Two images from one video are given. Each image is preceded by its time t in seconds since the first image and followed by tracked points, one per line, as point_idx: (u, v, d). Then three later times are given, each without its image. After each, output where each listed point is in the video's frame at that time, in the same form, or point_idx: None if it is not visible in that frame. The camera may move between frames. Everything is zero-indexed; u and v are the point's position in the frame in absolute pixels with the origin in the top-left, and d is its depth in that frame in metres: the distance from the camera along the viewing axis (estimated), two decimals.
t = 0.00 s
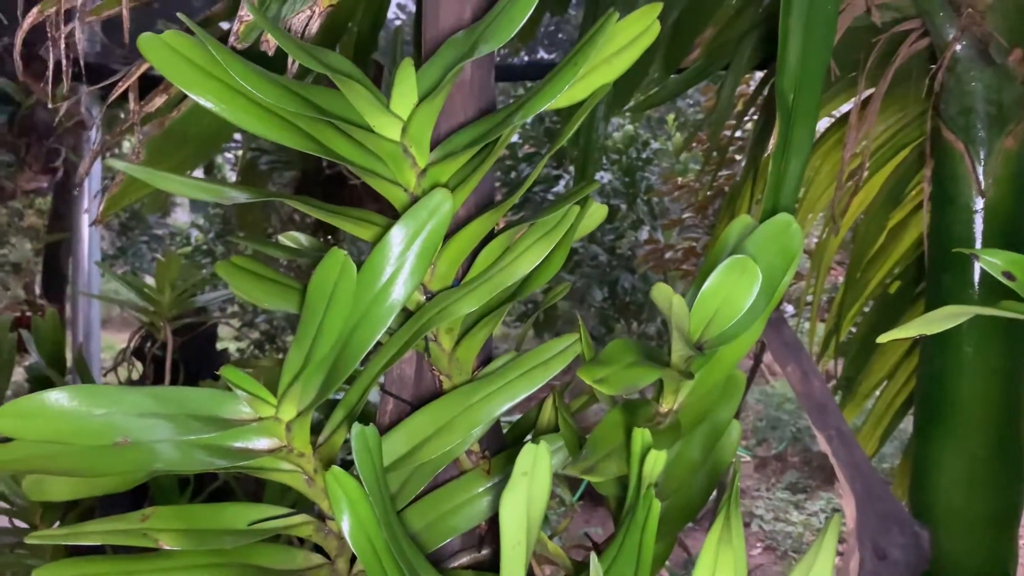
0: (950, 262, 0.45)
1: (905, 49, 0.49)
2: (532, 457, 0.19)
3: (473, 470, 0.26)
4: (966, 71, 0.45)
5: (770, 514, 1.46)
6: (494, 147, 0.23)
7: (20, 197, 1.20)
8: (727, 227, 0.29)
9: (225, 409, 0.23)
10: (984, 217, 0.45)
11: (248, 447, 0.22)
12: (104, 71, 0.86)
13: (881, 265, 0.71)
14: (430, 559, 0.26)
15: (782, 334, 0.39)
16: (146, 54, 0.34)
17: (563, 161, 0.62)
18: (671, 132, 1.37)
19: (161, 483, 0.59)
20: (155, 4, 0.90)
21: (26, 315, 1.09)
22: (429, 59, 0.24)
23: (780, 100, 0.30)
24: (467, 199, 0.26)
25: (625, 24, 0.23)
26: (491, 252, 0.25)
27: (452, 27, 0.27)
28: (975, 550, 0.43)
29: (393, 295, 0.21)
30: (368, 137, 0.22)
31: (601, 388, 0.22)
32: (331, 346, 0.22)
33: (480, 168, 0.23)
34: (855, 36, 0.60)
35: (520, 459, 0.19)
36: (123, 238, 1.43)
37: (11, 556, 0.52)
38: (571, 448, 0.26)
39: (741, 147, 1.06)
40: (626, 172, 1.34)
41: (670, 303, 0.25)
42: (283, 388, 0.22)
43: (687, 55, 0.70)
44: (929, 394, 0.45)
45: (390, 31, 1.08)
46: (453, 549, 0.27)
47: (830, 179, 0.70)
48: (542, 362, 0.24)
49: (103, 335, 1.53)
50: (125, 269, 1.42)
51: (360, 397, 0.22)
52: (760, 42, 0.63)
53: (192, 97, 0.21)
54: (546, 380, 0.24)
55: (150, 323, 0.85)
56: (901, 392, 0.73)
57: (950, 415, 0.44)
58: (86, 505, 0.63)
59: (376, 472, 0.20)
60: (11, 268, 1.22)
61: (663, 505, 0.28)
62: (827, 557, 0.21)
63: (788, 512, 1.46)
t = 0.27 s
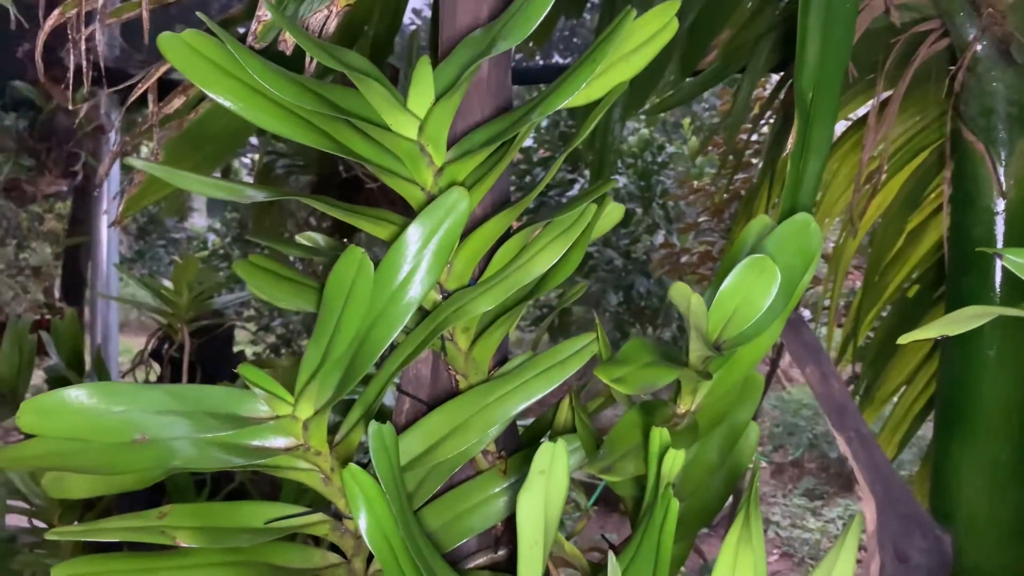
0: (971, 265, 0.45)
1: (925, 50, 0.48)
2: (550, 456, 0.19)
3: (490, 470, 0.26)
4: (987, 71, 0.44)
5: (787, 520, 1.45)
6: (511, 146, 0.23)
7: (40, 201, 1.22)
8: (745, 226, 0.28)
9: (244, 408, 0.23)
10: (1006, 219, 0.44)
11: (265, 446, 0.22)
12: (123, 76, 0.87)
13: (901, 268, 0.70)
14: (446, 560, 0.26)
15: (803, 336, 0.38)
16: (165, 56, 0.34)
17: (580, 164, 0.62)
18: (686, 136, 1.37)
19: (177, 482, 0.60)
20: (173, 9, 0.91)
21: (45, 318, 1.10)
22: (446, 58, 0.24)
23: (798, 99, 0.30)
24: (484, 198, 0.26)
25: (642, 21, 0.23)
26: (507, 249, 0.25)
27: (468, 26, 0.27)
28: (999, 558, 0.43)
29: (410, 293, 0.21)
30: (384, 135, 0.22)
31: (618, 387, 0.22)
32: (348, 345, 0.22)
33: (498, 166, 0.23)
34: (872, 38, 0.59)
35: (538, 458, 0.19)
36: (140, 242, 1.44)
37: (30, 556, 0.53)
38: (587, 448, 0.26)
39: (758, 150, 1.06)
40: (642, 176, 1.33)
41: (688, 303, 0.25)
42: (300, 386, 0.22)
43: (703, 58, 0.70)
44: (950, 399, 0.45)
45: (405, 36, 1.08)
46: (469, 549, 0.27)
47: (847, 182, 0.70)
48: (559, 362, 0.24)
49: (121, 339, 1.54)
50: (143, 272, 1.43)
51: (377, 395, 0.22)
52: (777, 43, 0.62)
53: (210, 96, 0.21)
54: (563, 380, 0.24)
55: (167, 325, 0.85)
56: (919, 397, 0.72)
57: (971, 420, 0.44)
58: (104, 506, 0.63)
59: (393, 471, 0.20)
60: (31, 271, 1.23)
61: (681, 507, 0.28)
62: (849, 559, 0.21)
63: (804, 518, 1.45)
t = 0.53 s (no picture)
0: (977, 264, 0.45)
1: (930, 50, 0.48)
2: (556, 453, 0.19)
3: (496, 468, 0.26)
4: (992, 71, 0.45)
5: (792, 522, 1.44)
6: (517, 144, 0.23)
7: (47, 204, 1.22)
8: (750, 225, 0.29)
9: (251, 405, 0.23)
10: (1011, 218, 0.44)
11: (272, 443, 0.22)
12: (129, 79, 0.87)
13: (906, 269, 0.70)
14: (452, 557, 0.26)
15: (808, 335, 0.36)
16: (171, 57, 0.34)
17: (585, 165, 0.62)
18: (691, 137, 1.37)
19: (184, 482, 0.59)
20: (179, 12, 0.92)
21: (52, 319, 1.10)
22: (452, 57, 0.24)
23: (803, 99, 0.30)
24: (490, 196, 0.26)
25: (648, 20, 0.23)
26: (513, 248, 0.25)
27: (474, 26, 0.27)
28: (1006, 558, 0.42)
29: (416, 291, 0.21)
30: (391, 134, 0.22)
31: (623, 384, 0.22)
32: (354, 343, 0.22)
33: (504, 165, 0.23)
34: (877, 38, 0.59)
35: (543, 455, 0.19)
36: (146, 244, 1.45)
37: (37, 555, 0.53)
38: (593, 446, 0.26)
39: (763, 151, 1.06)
40: (647, 177, 1.33)
41: (694, 301, 0.25)
42: (307, 384, 0.22)
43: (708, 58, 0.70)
44: (956, 399, 0.45)
45: (410, 38, 1.08)
46: (475, 547, 0.27)
47: (852, 183, 0.69)
48: (565, 360, 0.24)
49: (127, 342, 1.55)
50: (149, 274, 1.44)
51: (384, 393, 0.22)
52: (782, 43, 0.62)
53: (218, 96, 0.21)
54: (569, 378, 0.24)
55: (174, 325, 0.86)
56: (926, 398, 0.72)
57: (977, 420, 0.44)
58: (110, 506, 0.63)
59: (400, 468, 0.20)
60: (37, 274, 1.23)
61: (686, 505, 0.28)
62: (854, 557, 0.21)
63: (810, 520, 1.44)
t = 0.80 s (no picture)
0: (974, 266, 0.45)
1: (928, 53, 0.49)
2: (553, 448, 0.19)
3: (495, 465, 0.27)
4: (989, 74, 0.45)
5: (792, 524, 1.44)
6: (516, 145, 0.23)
7: (48, 205, 1.23)
8: (747, 225, 0.29)
9: (253, 403, 0.23)
10: (1008, 220, 0.45)
11: (273, 440, 0.23)
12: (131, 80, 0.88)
13: (904, 272, 0.70)
14: (452, 554, 0.26)
15: (805, 335, 0.35)
16: (172, 58, 0.35)
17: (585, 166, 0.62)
18: (691, 139, 1.37)
19: (186, 480, 0.59)
20: (181, 13, 0.92)
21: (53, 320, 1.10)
22: (451, 58, 0.24)
23: (800, 101, 0.30)
24: (489, 196, 0.26)
25: (646, 21, 0.23)
26: (512, 247, 0.25)
27: (473, 28, 0.27)
28: (1003, 558, 0.43)
29: (416, 289, 0.22)
30: (391, 135, 0.22)
31: (621, 382, 0.23)
32: (355, 340, 0.22)
33: (503, 165, 0.23)
34: (876, 40, 0.59)
35: (541, 451, 0.19)
36: (147, 245, 1.45)
37: (39, 554, 0.53)
38: (592, 444, 0.26)
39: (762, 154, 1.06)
40: (647, 179, 1.33)
41: (690, 300, 0.25)
42: (308, 381, 0.22)
43: (707, 61, 0.70)
44: (955, 400, 0.45)
45: (411, 40, 1.08)
46: (475, 544, 0.27)
47: (851, 185, 0.70)
48: (563, 358, 0.25)
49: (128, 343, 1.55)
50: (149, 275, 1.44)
51: (384, 390, 0.22)
52: (782, 46, 0.62)
53: (220, 96, 0.22)
54: (567, 376, 0.24)
55: (176, 325, 0.86)
56: (927, 397, 0.72)
57: (975, 421, 0.44)
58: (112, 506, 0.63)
59: (400, 465, 0.21)
60: (38, 274, 1.24)
61: (684, 503, 0.28)
62: (848, 555, 0.21)
63: (810, 522, 1.44)
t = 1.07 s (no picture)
0: (970, 269, 0.45)
1: (925, 57, 0.49)
2: (552, 445, 0.19)
3: (494, 464, 0.27)
4: (985, 77, 0.45)
5: (792, 529, 1.44)
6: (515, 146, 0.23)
7: (50, 209, 1.23)
8: (744, 226, 0.29)
9: (255, 400, 0.23)
10: (1005, 223, 0.45)
11: (274, 438, 0.23)
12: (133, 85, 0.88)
13: (897, 282, 0.71)
14: (452, 551, 0.26)
15: (802, 336, 0.37)
16: (174, 62, 0.35)
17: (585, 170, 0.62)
18: (690, 144, 1.37)
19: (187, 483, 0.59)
20: (182, 18, 0.92)
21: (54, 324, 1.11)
22: (451, 61, 0.24)
23: (796, 103, 0.30)
24: (488, 197, 0.26)
25: (643, 24, 0.24)
26: (511, 247, 0.26)
27: (472, 31, 0.27)
28: (1001, 559, 0.42)
29: (416, 288, 0.22)
30: (392, 136, 0.23)
31: (618, 380, 0.23)
32: (356, 338, 0.22)
33: (502, 166, 0.23)
34: (873, 45, 0.60)
35: (540, 448, 0.19)
36: (148, 250, 1.45)
37: (40, 556, 0.53)
38: (590, 443, 0.26)
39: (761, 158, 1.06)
40: (647, 184, 1.33)
41: (687, 298, 0.26)
42: (309, 380, 0.23)
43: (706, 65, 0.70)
44: (952, 403, 0.45)
45: (411, 46, 1.09)
46: (474, 542, 0.27)
47: (849, 189, 0.70)
48: (562, 357, 0.25)
49: (129, 348, 1.55)
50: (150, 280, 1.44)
51: (384, 388, 0.22)
52: (780, 50, 0.63)
53: (223, 98, 0.22)
54: (566, 375, 0.25)
55: (177, 328, 0.87)
56: (926, 399, 0.72)
57: (972, 423, 0.44)
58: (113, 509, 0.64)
59: (400, 461, 0.21)
60: (39, 279, 1.24)
61: (681, 502, 0.29)
62: (842, 554, 0.21)
63: (810, 527, 1.44)
